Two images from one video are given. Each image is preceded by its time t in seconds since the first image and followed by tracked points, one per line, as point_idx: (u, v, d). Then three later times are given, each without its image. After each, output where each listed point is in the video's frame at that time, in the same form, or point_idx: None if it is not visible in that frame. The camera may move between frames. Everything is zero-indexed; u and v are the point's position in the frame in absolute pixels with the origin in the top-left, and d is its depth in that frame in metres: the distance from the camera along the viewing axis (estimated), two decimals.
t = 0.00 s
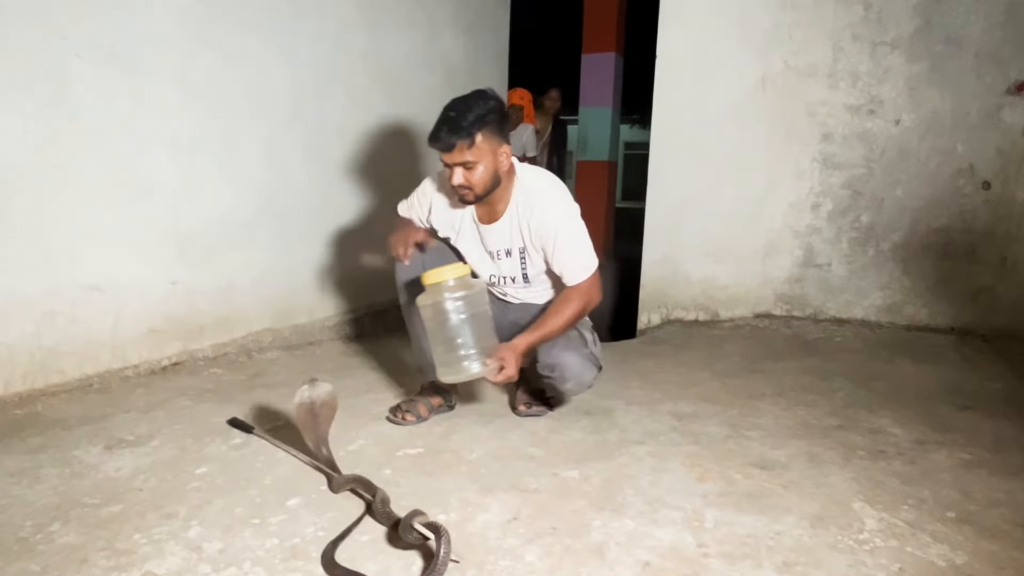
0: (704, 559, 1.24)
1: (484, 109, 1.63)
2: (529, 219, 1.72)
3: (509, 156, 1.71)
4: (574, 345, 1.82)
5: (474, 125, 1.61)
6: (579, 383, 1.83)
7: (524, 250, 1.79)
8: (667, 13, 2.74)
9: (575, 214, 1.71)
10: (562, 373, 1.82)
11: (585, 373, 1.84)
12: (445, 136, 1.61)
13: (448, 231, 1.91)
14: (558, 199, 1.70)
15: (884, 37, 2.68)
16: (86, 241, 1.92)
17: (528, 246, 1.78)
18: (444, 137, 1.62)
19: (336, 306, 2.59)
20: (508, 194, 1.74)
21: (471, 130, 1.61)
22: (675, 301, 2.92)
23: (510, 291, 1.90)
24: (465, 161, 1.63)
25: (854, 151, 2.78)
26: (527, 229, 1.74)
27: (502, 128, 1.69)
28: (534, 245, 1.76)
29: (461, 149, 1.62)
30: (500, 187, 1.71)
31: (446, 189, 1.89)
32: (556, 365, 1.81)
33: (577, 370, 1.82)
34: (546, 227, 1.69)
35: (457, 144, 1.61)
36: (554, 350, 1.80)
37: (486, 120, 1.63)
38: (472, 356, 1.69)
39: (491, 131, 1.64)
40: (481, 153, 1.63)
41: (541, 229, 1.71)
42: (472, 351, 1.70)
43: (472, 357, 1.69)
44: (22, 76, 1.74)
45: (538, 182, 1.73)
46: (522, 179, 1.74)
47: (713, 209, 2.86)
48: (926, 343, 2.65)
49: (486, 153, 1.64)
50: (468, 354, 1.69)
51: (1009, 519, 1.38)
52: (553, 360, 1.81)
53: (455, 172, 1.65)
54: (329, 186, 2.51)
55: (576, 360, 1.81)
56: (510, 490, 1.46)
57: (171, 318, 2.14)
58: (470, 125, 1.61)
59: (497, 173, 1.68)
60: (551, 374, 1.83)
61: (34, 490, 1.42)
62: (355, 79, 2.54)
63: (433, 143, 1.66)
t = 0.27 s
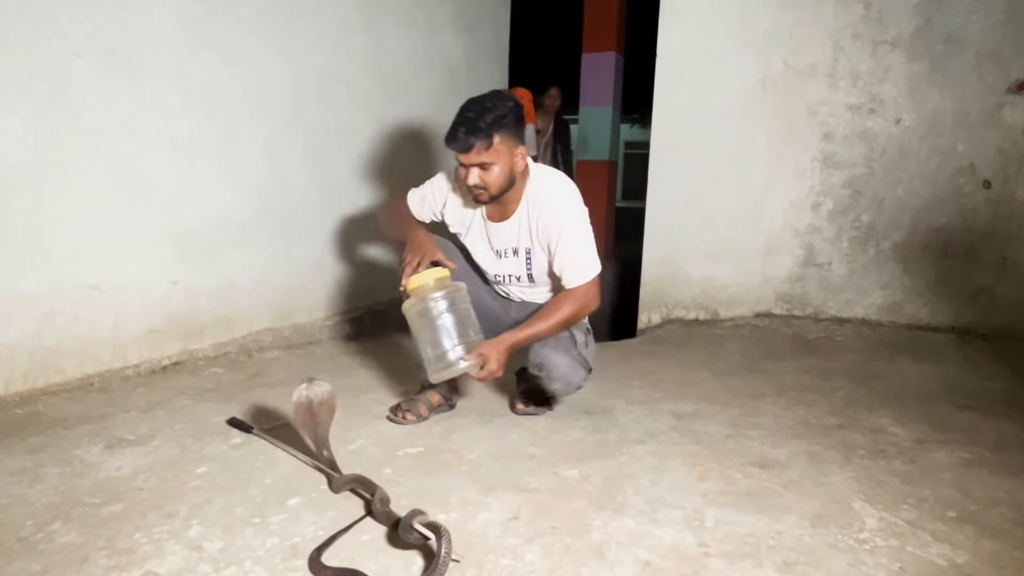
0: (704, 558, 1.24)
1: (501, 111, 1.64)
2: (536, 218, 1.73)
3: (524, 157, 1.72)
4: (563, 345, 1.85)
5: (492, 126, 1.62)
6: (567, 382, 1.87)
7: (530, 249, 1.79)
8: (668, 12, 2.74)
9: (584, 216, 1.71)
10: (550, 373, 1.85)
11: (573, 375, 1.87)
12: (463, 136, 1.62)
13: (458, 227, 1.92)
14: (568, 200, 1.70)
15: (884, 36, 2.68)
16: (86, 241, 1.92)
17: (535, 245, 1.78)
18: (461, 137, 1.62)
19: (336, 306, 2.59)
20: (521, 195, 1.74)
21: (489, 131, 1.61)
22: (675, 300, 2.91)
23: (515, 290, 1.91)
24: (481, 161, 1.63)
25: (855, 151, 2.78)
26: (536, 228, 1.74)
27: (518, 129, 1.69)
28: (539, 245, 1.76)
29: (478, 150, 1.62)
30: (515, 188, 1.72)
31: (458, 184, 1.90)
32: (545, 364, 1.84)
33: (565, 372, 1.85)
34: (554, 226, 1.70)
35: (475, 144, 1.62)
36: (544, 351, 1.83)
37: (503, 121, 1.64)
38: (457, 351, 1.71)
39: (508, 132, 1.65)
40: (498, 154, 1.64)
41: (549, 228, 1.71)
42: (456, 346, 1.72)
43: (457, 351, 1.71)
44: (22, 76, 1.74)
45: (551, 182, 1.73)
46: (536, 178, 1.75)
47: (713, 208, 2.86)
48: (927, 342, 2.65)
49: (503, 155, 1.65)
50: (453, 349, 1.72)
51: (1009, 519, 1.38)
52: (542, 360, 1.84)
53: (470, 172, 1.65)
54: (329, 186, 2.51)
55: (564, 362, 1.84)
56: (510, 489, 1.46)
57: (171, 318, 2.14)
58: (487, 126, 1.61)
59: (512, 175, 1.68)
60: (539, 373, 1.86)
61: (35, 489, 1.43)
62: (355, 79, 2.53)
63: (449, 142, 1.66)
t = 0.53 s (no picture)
0: (705, 557, 1.24)
1: (509, 110, 1.63)
2: (538, 219, 1.73)
3: (531, 156, 1.71)
4: (557, 345, 1.82)
5: (500, 125, 1.62)
6: (559, 383, 1.84)
7: (532, 249, 1.79)
8: (669, 10, 2.73)
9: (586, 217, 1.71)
10: (542, 372, 1.82)
11: (566, 375, 1.84)
12: (470, 134, 1.61)
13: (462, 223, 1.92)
14: (572, 201, 1.70)
15: (885, 35, 2.67)
16: (86, 239, 1.92)
17: (537, 244, 1.78)
18: (468, 136, 1.61)
19: (337, 305, 2.59)
20: (525, 194, 1.74)
21: (496, 130, 1.61)
22: (676, 299, 2.91)
23: (516, 287, 1.91)
24: (487, 160, 1.63)
25: (856, 149, 2.78)
26: (538, 227, 1.74)
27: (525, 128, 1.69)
28: (541, 244, 1.77)
29: (485, 148, 1.61)
30: (520, 187, 1.71)
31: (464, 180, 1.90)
32: (537, 363, 1.82)
33: (558, 371, 1.82)
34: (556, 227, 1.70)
35: (482, 143, 1.61)
36: (537, 349, 1.81)
37: (511, 121, 1.63)
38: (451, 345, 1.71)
39: (514, 131, 1.65)
40: (504, 154, 1.63)
41: (551, 226, 1.71)
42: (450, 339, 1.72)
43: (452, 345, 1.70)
44: (22, 75, 1.74)
45: (554, 183, 1.73)
46: (540, 179, 1.75)
47: (714, 207, 2.86)
48: (928, 341, 2.65)
49: (509, 154, 1.65)
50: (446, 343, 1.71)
51: (1010, 517, 1.38)
52: (534, 358, 1.82)
53: (476, 171, 1.65)
54: (329, 185, 2.51)
55: (557, 361, 1.81)
56: (511, 488, 1.46)
57: (172, 316, 2.14)
58: (495, 125, 1.61)
59: (518, 174, 1.68)
60: (531, 372, 1.84)
61: (36, 488, 1.43)
62: (356, 77, 2.53)
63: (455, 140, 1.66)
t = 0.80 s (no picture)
0: (708, 554, 1.25)
1: (511, 111, 1.63)
2: (540, 219, 1.73)
3: (534, 157, 1.71)
4: (558, 346, 1.82)
5: (501, 126, 1.62)
6: (560, 384, 1.84)
7: (534, 250, 1.79)
8: (670, 9, 2.73)
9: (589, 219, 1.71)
10: (544, 373, 1.83)
11: (567, 376, 1.84)
12: (472, 135, 1.61)
13: (465, 223, 1.92)
14: (575, 202, 1.70)
15: (887, 33, 2.67)
16: (88, 239, 1.92)
17: (539, 246, 1.78)
18: (470, 137, 1.61)
19: (338, 303, 2.59)
20: (528, 195, 1.74)
21: (497, 132, 1.61)
22: (677, 297, 2.91)
23: (517, 288, 1.90)
24: (489, 161, 1.63)
25: (858, 147, 2.77)
26: (541, 228, 1.74)
27: (528, 129, 1.68)
28: (543, 245, 1.76)
29: (486, 150, 1.62)
30: (522, 188, 1.71)
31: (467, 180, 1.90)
32: (538, 364, 1.82)
33: (559, 372, 1.82)
34: (558, 228, 1.69)
35: (484, 144, 1.61)
36: (539, 349, 1.81)
37: (513, 121, 1.63)
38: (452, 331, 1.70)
39: (517, 132, 1.65)
40: (506, 155, 1.63)
41: (554, 229, 1.71)
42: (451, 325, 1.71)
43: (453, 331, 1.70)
44: (22, 74, 1.74)
45: (557, 183, 1.73)
46: (543, 180, 1.74)
47: (715, 205, 2.86)
48: (929, 339, 2.65)
49: (511, 155, 1.65)
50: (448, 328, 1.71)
51: (1012, 515, 1.38)
52: (536, 359, 1.82)
53: (478, 172, 1.65)
54: (330, 184, 2.51)
55: (558, 362, 1.82)
56: (512, 486, 1.47)
57: (174, 315, 2.14)
58: (496, 126, 1.61)
59: (520, 175, 1.68)
60: (533, 373, 1.84)
61: (39, 485, 1.43)
62: (357, 76, 2.53)
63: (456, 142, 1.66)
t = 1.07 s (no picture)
0: (709, 551, 1.25)
1: (514, 111, 1.63)
2: (543, 217, 1.73)
3: (537, 156, 1.71)
4: (562, 343, 1.82)
5: (505, 126, 1.61)
6: (563, 381, 1.84)
7: (537, 248, 1.79)
8: (672, 5, 2.72)
9: (593, 217, 1.71)
10: (547, 370, 1.83)
11: (570, 373, 1.84)
12: (475, 135, 1.61)
13: (468, 221, 1.92)
14: (579, 200, 1.70)
15: (889, 29, 2.66)
16: (90, 236, 1.92)
17: (542, 244, 1.78)
18: (473, 137, 1.61)
19: (340, 300, 2.59)
20: (531, 193, 1.74)
21: (501, 131, 1.61)
22: (679, 294, 2.91)
23: (520, 286, 1.90)
24: (492, 161, 1.63)
25: (860, 144, 2.77)
26: (544, 226, 1.74)
27: (531, 128, 1.68)
28: (546, 243, 1.76)
29: (489, 150, 1.62)
30: (525, 186, 1.71)
31: (470, 178, 1.89)
32: (542, 361, 1.82)
33: (562, 369, 1.83)
34: (562, 226, 1.69)
35: (487, 144, 1.61)
36: (542, 346, 1.81)
37: (516, 120, 1.63)
38: (450, 318, 1.69)
39: (520, 132, 1.65)
40: (510, 154, 1.63)
41: (557, 227, 1.71)
42: (448, 311, 1.71)
43: (450, 318, 1.69)
44: (23, 72, 1.74)
45: (561, 181, 1.73)
46: (547, 178, 1.74)
47: (717, 202, 2.86)
48: (931, 336, 2.64)
49: (515, 154, 1.64)
50: (445, 315, 1.70)
51: (1014, 512, 1.38)
52: (539, 356, 1.82)
53: (481, 172, 1.65)
54: (332, 181, 2.50)
55: (562, 359, 1.82)
56: (514, 482, 1.47)
57: (176, 312, 2.14)
58: (499, 126, 1.60)
59: (523, 175, 1.68)
60: (536, 370, 1.84)
61: (41, 482, 1.43)
62: (358, 73, 2.53)
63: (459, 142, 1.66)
